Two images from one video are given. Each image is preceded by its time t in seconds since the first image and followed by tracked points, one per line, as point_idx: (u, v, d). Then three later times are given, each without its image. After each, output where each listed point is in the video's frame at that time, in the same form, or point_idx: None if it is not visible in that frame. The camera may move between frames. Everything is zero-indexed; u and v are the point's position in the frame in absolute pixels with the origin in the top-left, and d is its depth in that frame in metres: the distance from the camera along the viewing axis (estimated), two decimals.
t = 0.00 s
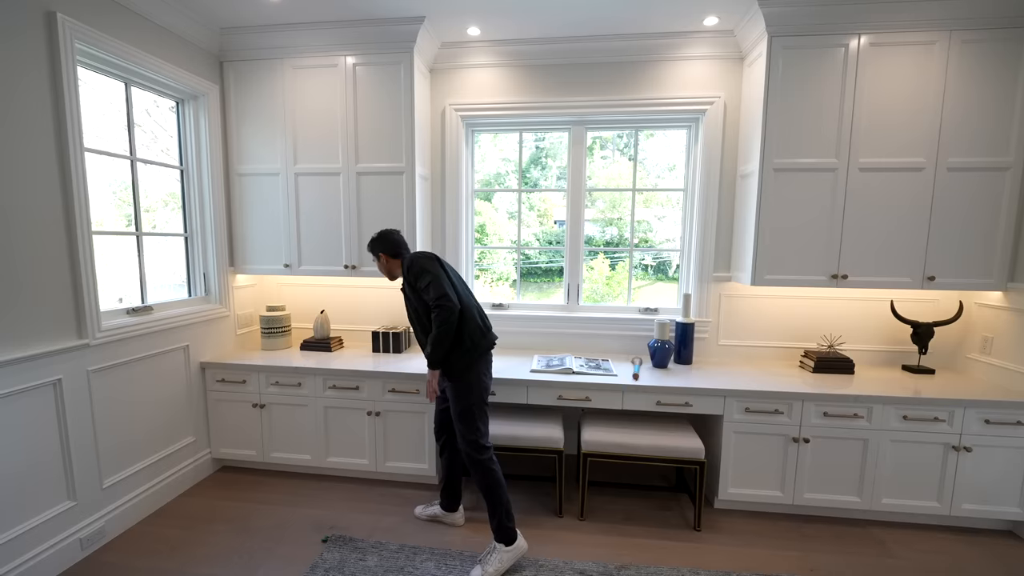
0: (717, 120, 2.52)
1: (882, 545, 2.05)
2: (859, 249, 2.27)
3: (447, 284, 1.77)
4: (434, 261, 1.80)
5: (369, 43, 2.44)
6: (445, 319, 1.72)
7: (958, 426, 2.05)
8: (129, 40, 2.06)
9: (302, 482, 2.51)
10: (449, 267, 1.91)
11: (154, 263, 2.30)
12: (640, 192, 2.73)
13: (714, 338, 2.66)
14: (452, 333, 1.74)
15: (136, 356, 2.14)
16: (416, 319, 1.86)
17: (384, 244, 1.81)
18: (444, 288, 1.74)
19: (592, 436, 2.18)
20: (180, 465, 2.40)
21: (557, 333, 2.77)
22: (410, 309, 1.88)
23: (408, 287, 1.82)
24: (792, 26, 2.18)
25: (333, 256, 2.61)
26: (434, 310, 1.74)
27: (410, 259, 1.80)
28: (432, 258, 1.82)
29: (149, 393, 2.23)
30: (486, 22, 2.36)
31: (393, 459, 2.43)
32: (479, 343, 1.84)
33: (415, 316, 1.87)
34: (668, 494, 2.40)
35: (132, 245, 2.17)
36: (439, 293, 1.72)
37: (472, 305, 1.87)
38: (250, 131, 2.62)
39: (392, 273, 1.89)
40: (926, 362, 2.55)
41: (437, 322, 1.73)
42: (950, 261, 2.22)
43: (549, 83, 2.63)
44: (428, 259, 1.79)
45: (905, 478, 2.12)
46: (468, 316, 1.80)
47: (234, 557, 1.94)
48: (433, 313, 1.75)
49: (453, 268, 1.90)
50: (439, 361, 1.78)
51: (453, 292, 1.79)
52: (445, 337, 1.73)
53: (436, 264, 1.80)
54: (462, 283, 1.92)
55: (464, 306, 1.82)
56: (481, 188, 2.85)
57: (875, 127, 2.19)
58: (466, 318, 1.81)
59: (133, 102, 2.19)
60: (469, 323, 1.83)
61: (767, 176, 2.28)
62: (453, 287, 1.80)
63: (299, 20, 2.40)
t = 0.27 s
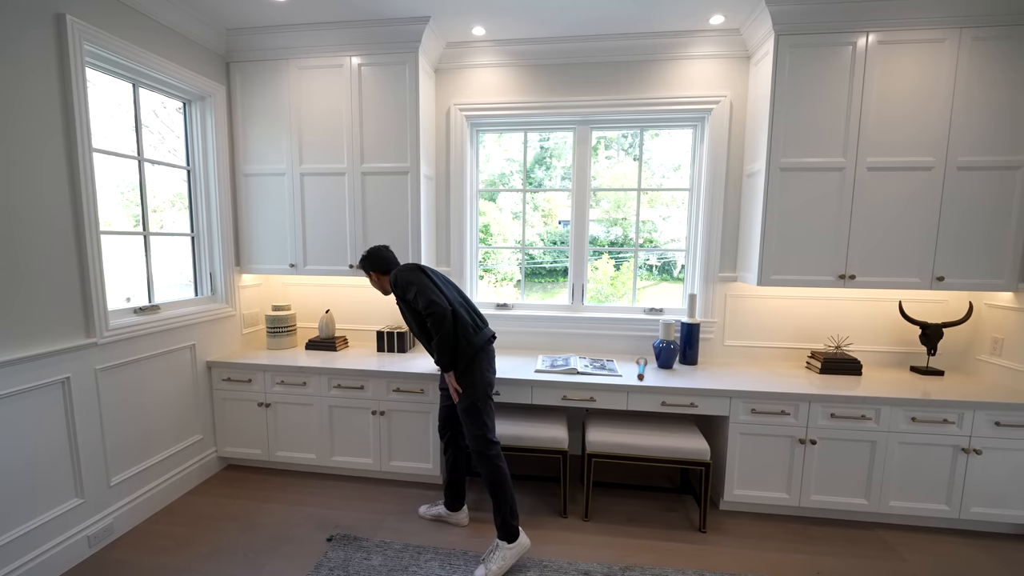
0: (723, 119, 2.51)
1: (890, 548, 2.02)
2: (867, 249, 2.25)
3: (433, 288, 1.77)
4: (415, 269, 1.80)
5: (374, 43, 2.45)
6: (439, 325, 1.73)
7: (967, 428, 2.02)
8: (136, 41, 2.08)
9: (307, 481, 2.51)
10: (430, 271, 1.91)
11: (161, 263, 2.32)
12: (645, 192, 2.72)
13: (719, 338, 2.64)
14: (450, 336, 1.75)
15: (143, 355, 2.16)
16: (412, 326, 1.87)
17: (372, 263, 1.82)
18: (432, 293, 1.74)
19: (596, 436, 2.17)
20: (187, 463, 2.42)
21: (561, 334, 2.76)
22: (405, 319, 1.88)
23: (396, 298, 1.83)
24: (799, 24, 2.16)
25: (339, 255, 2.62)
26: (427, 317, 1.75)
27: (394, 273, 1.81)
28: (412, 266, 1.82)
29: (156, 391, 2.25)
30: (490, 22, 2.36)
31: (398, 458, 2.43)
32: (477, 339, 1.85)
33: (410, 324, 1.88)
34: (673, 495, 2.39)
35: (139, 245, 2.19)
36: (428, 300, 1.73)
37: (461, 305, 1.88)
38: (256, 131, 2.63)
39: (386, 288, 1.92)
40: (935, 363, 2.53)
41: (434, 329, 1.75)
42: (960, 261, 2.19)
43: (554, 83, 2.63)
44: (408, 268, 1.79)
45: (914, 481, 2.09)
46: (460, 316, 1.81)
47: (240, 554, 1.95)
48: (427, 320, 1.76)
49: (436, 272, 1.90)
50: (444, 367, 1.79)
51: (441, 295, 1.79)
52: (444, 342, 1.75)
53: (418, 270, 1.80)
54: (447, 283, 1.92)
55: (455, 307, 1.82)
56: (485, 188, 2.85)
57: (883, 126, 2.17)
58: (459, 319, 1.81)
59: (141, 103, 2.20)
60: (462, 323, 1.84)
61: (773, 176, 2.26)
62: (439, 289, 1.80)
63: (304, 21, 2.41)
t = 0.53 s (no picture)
0: (731, 119, 2.49)
1: (900, 552, 2.01)
2: (876, 249, 2.22)
3: (440, 285, 1.78)
4: (423, 264, 1.80)
5: (381, 44, 2.46)
6: (445, 322, 1.74)
7: (978, 431, 2.00)
8: (147, 43, 2.10)
9: (315, 480, 2.53)
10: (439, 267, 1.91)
11: (171, 263, 2.34)
12: (652, 192, 2.71)
13: (727, 340, 2.63)
14: (455, 334, 1.76)
15: (153, 354, 2.18)
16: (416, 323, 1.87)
17: (376, 256, 1.82)
18: (439, 291, 1.75)
19: (603, 437, 2.17)
20: (196, 462, 2.44)
21: (567, 334, 2.76)
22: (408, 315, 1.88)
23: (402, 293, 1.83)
24: (807, 23, 2.14)
25: (345, 256, 2.63)
26: (433, 314, 1.75)
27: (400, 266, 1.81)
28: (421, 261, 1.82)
29: (166, 390, 2.27)
30: (497, 22, 2.36)
31: (404, 458, 2.44)
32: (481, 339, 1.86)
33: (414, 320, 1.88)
34: (680, 497, 2.38)
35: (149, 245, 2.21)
36: (435, 298, 1.74)
37: (467, 305, 1.88)
38: (264, 132, 2.65)
39: (388, 282, 1.91)
40: (945, 365, 2.50)
41: (439, 326, 1.75)
42: (971, 262, 2.17)
43: (560, 83, 2.62)
44: (417, 262, 1.79)
45: (924, 484, 2.07)
46: (465, 315, 1.81)
47: (248, 553, 1.96)
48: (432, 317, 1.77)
49: (444, 270, 1.91)
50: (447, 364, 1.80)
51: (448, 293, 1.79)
52: (450, 339, 1.76)
53: (427, 266, 1.81)
54: (454, 281, 1.92)
55: (461, 306, 1.83)
56: (490, 188, 2.86)
57: (893, 126, 2.15)
58: (465, 318, 1.82)
59: (151, 104, 2.23)
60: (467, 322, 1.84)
61: (781, 176, 2.25)
62: (446, 287, 1.81)
63: (311, 23, 2.42)
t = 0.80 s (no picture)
0: (740, 119, 2.48)
1: (914, 557, 1.98)
2: (889, 250, 2.20)
3: (456, 286, 1.79)
4: (440, 264, 1.81)
5: (390, 46, 2.48)
6: (458, 324, 1.74)
7: (995, 435, 1.97)
8: (161, 47, 2.13)
9: (324, 479, 2.55)
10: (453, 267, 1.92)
11: (183, 263, 2.38)
12: (660, 192, 2.70)
13: (736, 341, 2.61)
14: (466, 336, 1.77)
15: (167, 353, 2.22)
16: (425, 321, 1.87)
17: (386, 245, 1.82)
18: (454, 293, 1.75)
19: (612, 438, 2.16)
20: (208, 460, 2.48)
21: (575, 335, 2.75)
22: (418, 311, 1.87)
23: (415, 290, 1.82)
24: (819, 21, 2.12)
25: (355, 256, 2.65)
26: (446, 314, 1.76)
27: (414, 261, 1.81)
28: (437, 259, 1.83)
29: (179, 389, 2.31)
30: (505, 24, 2.36)
31: (413, 458, 2.45)
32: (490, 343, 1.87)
33: (424, 318, 1.87)
34: (689, 499, 2.37)
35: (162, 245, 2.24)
36: (450, 298, 1.74)
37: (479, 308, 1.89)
38: (275, 134, 2.68)
39: (396, 273, 1.92)
40: (960, 368, 2.46)
41: (451, 326, 1.75)
42: (986, 263, 2.13)
43: (568, 84, 2.62)
44: (433, 261, 1.79)
45: (938, 488, 2.04)
46: (478, 319, 1.82)
47: (259, 550, 1.99)
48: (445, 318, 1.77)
49: (458, 271, 1.91)
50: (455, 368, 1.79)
51: (462, 294, 1.80)
52: (461, 342, 1.76)
53: (443, 266, 1.81)
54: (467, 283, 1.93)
55: (474, 309, 1.84)
56: (498, 189, 2.86)
57: (906, 125, 2.13)
58: (477, 321, 1.83)
59: (165, 107, 2.26)
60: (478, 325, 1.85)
61: (792, 176, 2.23)
62: (461, 289, 1.82)
63: (321, 25, 2.44)
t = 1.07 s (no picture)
0: (751, 118, 2.46)
1: (928, 562, 1.95)
2: (903, 251, 2.17)
3: (469, 300, 1.76)
4: (461, 273, 1.77)
5: (400, 47, 2.49)
6: (460, 338, 1.74)
7: (1012, 439, 1.93)
8: (174, 50, 2.16)
9: (333, 477, 2.57)
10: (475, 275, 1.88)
11: (196, 263, 2.41)
12: (670, 192, 2.68)
13: (746, 342, 2.59)
14: (467, 350, 1.76)
15: (180, 352, 2.25)
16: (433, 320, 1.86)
17: (408, 228, 1.79)
18: (463, 307, 1.73)
19: (620, 439, 2.16)
20: (219, 458, 2.50)
21: (583, 335, 2.75)
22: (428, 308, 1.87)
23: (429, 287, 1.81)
24: (831, 19, 2.10)
25: (364, 256, 2.67)
26: (450, 326, 1.75)
27: (433, 260, 1.78)
28: (460, 266, 1.79)
29: (192, 387, 2.34)
30: (515, 24, 2.36)
31: (421, 457, 2.47)
32: (490, 360, 1.86)
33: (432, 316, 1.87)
34: (698, 501, 2.35)
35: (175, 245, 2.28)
36: (459, 309, 1.73)
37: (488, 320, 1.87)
38: (286, 135, 2.71)
39: (411, 258, 1.89)
40: (975, 370, 2.42)
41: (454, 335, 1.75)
42: (1003, 264, 2.10)
43: (576, 84, 2.62)
44: (456, 268, 1.76)
45: (953, 493, 2.01)
46: (483, 333, 1.81)
47: (270, 547, 2.01)
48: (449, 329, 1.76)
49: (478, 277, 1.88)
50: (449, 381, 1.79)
51: (472, 309, 1.78)
52: (459, 357, 1.76)
53: (463, 275, 1.78)
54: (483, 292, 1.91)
55: (482, 322, 1.82)
56: (506, 189, 2.86)
57: (921, 124, 2.10)
58: (482, 334, 1.82)
59: (178, 109, 2.29)
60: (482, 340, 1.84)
61: (804, 176, 2.21)
62: (473, 299, 1.80)
63: (331, 27, 2.46)
